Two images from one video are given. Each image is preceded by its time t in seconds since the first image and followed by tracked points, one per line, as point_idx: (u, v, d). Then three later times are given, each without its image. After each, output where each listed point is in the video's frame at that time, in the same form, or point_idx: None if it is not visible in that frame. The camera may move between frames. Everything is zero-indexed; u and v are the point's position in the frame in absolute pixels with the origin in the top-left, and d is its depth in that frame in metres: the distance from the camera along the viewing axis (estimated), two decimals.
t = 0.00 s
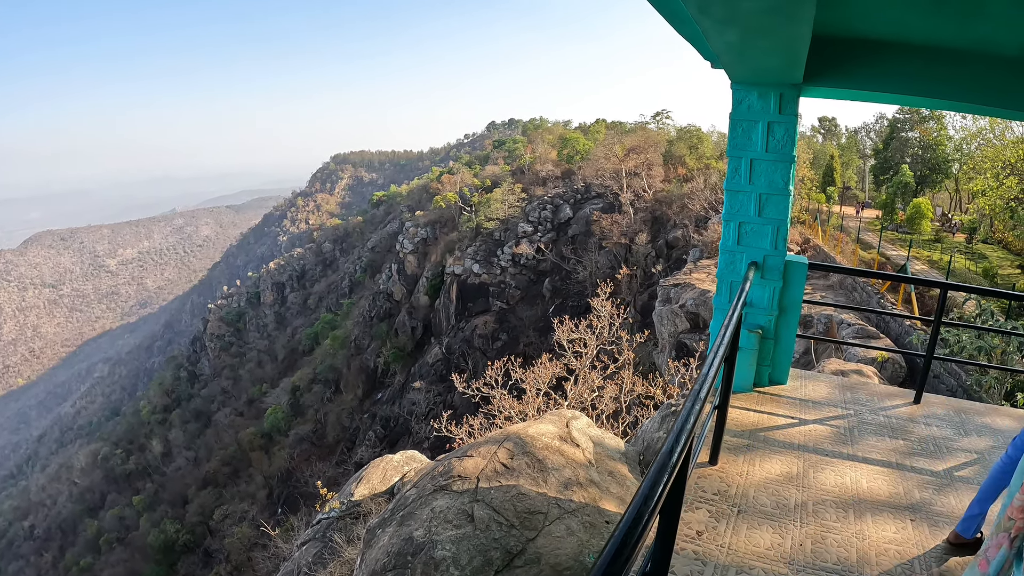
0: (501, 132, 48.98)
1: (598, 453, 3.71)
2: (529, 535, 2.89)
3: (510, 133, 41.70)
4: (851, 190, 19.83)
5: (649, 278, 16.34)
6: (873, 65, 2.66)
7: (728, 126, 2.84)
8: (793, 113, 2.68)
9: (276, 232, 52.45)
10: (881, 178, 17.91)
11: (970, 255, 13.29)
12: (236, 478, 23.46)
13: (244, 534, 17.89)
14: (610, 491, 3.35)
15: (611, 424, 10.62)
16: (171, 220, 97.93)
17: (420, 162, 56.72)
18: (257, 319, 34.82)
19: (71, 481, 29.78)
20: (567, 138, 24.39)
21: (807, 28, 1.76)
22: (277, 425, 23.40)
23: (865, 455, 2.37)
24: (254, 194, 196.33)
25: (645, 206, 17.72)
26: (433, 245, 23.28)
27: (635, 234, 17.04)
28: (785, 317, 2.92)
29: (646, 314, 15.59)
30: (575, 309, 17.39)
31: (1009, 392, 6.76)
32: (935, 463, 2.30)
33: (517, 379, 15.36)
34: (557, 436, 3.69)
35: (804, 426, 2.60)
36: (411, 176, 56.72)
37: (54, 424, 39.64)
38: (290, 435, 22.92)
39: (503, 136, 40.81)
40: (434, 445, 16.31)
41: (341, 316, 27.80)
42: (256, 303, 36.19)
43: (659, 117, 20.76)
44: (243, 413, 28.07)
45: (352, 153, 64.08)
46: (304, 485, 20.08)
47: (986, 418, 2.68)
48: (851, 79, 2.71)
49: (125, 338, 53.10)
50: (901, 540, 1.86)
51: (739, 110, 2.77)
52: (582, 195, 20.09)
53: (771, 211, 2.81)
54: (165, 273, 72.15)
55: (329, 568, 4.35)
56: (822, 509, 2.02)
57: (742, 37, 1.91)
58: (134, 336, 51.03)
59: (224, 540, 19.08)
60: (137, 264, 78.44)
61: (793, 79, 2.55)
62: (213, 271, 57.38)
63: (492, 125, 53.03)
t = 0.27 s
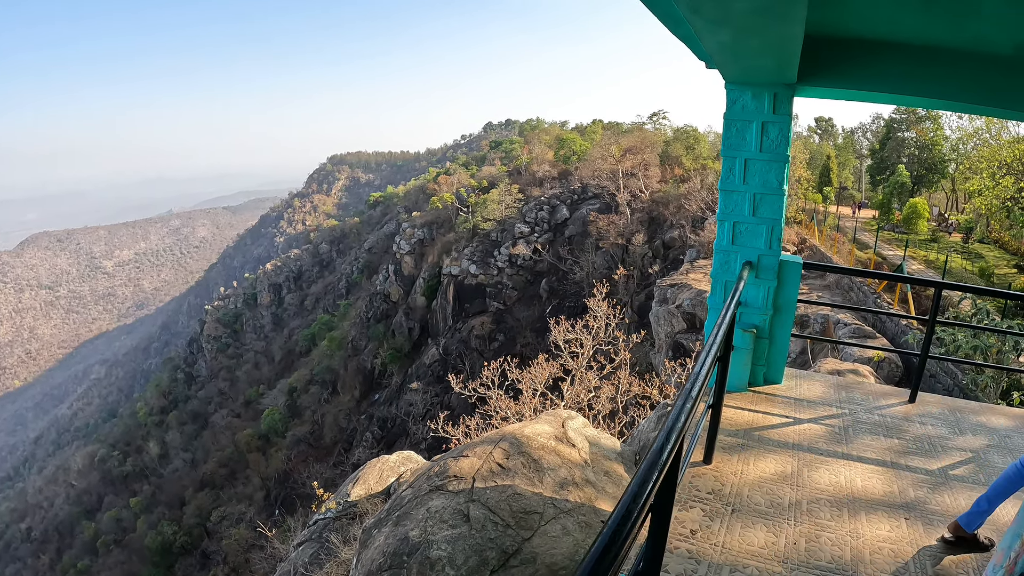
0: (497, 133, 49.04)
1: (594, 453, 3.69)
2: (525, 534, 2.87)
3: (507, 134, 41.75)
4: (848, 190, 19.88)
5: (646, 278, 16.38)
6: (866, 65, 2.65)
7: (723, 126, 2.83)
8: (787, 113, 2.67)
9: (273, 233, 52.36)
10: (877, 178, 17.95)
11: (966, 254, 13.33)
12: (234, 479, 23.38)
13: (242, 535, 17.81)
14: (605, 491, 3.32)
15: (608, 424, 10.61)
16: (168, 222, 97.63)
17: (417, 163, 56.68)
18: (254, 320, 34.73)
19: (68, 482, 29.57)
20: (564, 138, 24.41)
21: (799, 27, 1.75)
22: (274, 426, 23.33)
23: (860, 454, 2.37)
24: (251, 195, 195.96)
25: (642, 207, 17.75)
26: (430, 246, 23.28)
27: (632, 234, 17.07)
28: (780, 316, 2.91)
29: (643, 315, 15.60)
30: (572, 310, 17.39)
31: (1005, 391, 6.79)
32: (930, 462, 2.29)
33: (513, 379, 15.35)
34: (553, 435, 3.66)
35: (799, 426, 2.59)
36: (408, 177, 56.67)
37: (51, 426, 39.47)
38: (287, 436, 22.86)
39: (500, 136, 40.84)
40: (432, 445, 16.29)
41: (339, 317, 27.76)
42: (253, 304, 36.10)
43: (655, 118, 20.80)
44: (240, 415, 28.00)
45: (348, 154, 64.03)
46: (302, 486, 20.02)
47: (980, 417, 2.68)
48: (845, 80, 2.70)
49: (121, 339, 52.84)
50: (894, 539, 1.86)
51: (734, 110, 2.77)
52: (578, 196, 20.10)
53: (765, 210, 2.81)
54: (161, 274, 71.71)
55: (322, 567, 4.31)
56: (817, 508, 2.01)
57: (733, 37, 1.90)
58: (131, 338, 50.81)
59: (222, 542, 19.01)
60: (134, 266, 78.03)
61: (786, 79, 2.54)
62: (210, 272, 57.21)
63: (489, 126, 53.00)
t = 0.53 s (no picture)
0: (496, 133, 49.05)
1: (591, 451, 3.69)
2: (522, 532, 2.87)
3: (506, 134, 41.75)
4: (847, 189, 19.90)
5: (645, 278, 16.39)
6: (863, 64, 2.65)
7: (718, 126, 2.84)
8: (781, 112, 2.67)
9: (272, 233, 52.34)
10: (876, 177, 17.97)
11: (965, 254, 13.34)
12: (233, 479, 23.37)
13: (241, 535, 17.80)
14: (602, 489, 3.33)
15: (606, 423, 10.61)
16: (167, 221, 97.53)
17: (416, 163, 56.62)
18: (254, 320, 34.73)
19: (68, 482, 29.54)
20: (563, 138, 24.42)
21: (791, 26, 1.75)
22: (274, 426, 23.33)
23: (855, 451, 2.38)
24: (250, 194, 195.84)
25: (641, 206, 17.77)
26: (429, 245, 23.29)
27: (631, 233, 17.08)
28: (775, 315, 2.91)
29: (642, 314, 15.61)
30: (571, 309, 17.40)
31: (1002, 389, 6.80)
32: (925, 460, 2.30)
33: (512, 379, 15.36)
34: (550, 434, 3.66)
35: (794, 423, 2.60)
36: (407, 177, 56.62)
37: (50, 426, 39.43)
38: (287, 436, 22.86)
39: (499, 136, 40.80)
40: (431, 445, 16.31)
41: (338, 316, 27.77)
42: (252, 304, 36.09)
43: (655, 117, 20.81)
44: (240, 414, 28.00)
45: (348, 154, 64.01)
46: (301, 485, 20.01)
47: (975, 415, 2.69)
48: (842, 79, 2.70)
49: (120, 339, 52.80)
50: (888, 536, 1.86)
51: (729, 110, 2.77)
52: (578, 195, 20.10)
53: (760, 209, 2.80)
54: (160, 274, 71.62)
55: (319, 565, 4.31)
56: (811, 505, 2.02)
57: (727, 36, 1.90)
58: (130, 337, 50.78)
59: (221, 541, 19.01)
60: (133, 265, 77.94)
61: (781, 78, 2.54)
62: (209, 272, 57.17)
63: (488, 125, 52.97)
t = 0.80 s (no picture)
0: (497, 132, 49.05)
1: (590, 450, 3.69)
2: (520, 530, 2.87)
3: (506, 133, 41.73)
4: (848, 188, 19.89)
5: (645, 277, 16.39)
6: (862, 63, 2.64)
7: (715, 125, 2.84)
8: (778, 110, 2.67)
9: (272, 232, 52.33)
10: (876, 177, 17.97)
11: (965, 253, 13.34)
12: (233, 479, 23.36)
13: (241, 535, 17.79)
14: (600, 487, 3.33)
15: (605, 423, 10.60)
16: (168, 221, 97.50)
17: (416, 162, 56.52)
18: (254, 320, 34.73)
19: (68, 482, 29.53)
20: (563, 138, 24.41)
21: (786, 25, 1.75)
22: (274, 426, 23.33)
23: (852, 449, 2.38)
24: (251, 194, 195.52)
25: (641, 206, 17.77)
26: (429, 245, 23.29)
27: (631, 233, 17.08)
28: (772, 313, 2.92)
29: (642, 313, 15.61)
30: (571, 309, 17.41)
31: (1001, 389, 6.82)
32: (922, 457, 2.30)
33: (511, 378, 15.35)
34: (548, 432, 3.66)
35: (791, 421, 2.60)
36: (407, 177, 56.58)
37: (51, 426, 39.42)
38: (287, 436, 22.86)
39: (499, 135, 40.76)
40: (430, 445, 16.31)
41: (338, 316, 27.77)
42: (253, 304, 36.08)
43: (655, 117, 20.80)
44: (240, 414, 28.01)
45: (348, 153, 64.02)
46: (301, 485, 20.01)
47: (974, 413, 2.69)
48: (839, 79, 2.69)
49: (121, 339, 52.78)
50: (884, 533, 1.86)
51: (726, 108, 2.77)
52: (578, 195, 20.09)
53: (757, 208, 2.80)
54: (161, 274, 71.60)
55: (318, 563, 4.30)
56: (807, 502, 2.01)
57: (722, 35, 1.90)
58: (130, 337, 50.77)
59: (222, 541, 19.01)
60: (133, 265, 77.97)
61: (778, 77, 2.54)
62: (209, 272, 57.13)
63: (488, 125, 52.95)
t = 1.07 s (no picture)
0: (498, 131, 49.04)
1: (587, 449, 3.68)
2: (517, 529, 2.86)
3: (508, 132, 41.70)
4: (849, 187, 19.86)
5: (646, 276, 16.38)
6: (858, 61, 2.62)
7: (712, 123, 2.82)
8: (774, 109, 2.66)
9: (274, 232, 52.36)
10: (877, 176, 17.95)
11: (967, 252, 13.31)
12: (235, 478, 23.39)
13: (243, 534, 17.81)
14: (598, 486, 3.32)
15: (605, 422, 10.60)
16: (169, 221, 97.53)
17: (418, 162, 56.53)
18: (255, 319, 34.74)
19: (70, 481, 29.57)
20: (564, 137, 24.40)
21: (778, 24, 1.74)
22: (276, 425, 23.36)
23: (849, 449, 2.37)
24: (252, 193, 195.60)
25: (643, 205, 17.76)
26: (431, 244, 23.31)
27: (632, 232, 17.07)
28: (769, 312, 2.91)
29: (643, 312, 15.61)
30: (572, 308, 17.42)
31: (1001, 387, 6.82)
32: (918, 457, 2.29)
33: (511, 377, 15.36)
34: (546, 431, 3.65)
35: (787, 420, 2.59)
36: (409, 176, 56.56)
37: (53, 426, 39.51)
38: (288, 435, 22.88)
39: (500, 134, 40.75)
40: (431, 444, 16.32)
41: (340, 315, 27.79)
42: (254, 303, 36.10)
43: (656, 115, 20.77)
44: (242, 413, 28.04)
45: (349, 153, 64.02)
46: (302, 484, 20.04)
47: (971, 412, 2.68)
48: (835, 79, 2.67)
49: (122, 338, 52.81)
50: (879, 533, 1.84)
51: (722, 107, 2.76)
52: (579, 194, 20.07)
53: (753, 206, 2.79)
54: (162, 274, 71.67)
55: (317, 561, 4.28)
56: (802, 501, 2.00)
57: (716, 33, 1.89)
58: (132, 336, 50.81)
59: (223, 540, 19.03)
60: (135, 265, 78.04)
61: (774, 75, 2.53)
62: (211, 271, 57.16)
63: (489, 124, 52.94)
